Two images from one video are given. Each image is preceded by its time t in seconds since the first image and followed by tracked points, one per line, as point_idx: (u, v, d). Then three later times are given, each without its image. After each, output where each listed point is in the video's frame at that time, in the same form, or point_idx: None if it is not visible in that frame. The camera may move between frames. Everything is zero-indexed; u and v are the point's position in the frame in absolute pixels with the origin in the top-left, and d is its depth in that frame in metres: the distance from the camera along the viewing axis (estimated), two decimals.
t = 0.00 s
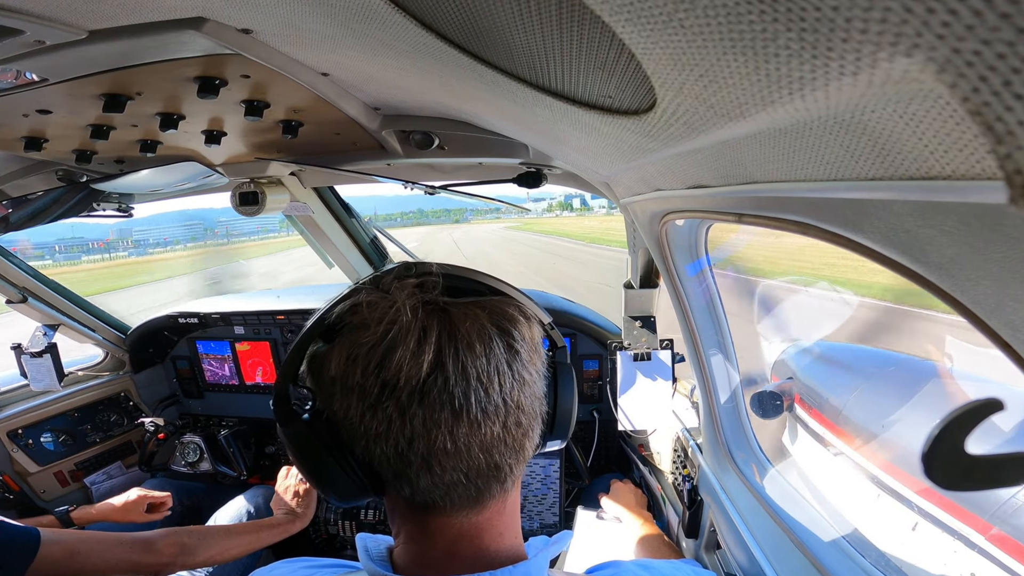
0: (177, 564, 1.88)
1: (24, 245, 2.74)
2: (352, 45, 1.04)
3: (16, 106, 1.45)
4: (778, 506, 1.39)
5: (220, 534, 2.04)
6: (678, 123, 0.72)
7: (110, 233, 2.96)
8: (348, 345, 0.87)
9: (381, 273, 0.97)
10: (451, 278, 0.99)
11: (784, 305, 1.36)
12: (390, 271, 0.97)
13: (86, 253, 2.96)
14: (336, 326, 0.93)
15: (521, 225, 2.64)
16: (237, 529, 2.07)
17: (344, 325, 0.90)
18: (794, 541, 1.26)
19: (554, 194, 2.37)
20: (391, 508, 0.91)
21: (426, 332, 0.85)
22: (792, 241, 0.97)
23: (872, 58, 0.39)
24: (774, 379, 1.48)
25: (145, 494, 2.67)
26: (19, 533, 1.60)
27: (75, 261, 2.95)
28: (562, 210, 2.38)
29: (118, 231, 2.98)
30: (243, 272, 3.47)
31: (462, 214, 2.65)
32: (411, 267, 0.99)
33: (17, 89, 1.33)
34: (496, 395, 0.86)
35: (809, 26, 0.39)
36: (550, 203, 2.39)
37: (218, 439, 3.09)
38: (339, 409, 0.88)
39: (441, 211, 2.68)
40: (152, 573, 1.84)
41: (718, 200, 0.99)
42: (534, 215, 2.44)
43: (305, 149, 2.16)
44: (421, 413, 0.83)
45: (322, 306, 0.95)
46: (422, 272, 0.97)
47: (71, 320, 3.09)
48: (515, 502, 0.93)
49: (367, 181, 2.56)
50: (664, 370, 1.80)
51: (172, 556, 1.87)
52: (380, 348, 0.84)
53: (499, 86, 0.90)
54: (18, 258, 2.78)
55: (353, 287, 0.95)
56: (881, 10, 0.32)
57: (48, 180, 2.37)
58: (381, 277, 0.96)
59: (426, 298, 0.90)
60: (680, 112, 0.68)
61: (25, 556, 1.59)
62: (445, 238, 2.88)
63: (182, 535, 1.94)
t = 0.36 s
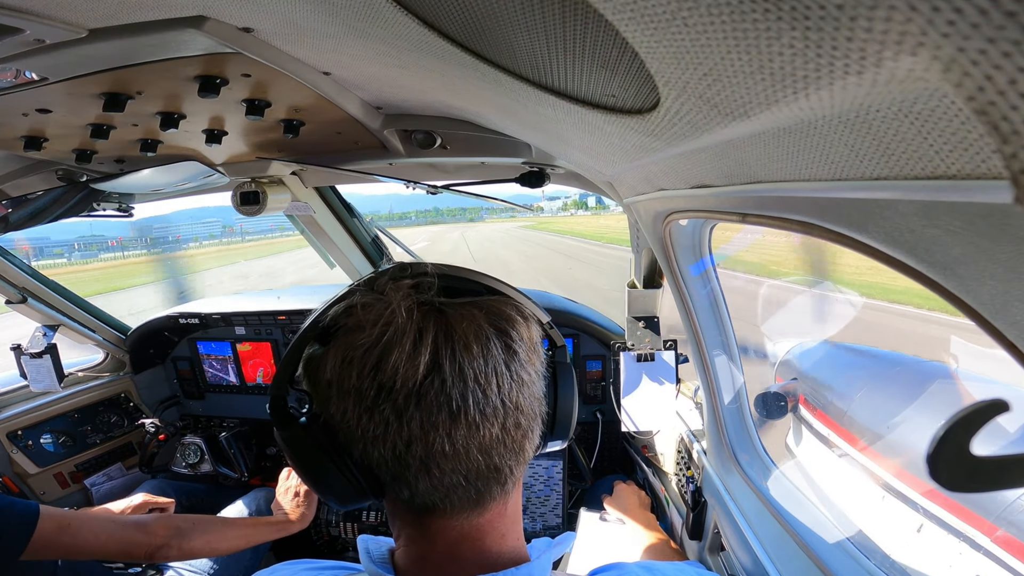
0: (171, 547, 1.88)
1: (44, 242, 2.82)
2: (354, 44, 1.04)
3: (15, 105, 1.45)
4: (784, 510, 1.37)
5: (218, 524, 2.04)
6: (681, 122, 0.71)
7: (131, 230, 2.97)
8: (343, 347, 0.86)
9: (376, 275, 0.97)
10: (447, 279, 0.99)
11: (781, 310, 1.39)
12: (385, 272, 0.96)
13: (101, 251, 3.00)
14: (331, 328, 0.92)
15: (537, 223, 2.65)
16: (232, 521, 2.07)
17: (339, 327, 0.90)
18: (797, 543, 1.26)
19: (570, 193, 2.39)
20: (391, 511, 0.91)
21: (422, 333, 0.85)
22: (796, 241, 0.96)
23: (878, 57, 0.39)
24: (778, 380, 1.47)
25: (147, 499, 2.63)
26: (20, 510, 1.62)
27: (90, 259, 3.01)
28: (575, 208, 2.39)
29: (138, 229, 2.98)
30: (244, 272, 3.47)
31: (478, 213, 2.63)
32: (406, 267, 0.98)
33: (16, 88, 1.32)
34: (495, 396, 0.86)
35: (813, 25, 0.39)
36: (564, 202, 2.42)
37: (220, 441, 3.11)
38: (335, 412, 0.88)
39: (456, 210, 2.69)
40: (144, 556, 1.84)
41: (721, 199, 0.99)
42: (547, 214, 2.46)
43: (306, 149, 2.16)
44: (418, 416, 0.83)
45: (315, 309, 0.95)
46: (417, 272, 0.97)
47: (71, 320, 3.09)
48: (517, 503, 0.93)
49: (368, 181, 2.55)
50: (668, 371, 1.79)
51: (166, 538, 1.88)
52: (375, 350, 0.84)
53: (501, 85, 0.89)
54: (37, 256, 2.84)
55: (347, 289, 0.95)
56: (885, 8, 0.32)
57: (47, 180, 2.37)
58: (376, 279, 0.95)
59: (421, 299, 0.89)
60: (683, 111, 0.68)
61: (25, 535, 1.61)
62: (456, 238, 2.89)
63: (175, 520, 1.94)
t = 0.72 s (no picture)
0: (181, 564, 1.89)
1: (64, 239, 2.88)
2: (356, 43, 1.04)
3: (15, 104, 1.45)
4: (789, 512, 1.37)
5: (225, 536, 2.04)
6: (684, 121, 0.71)
7: (152, 228, 3.10)
8: (345, 348, 0.86)
9: (378, 275, 0.96)
10: (450, 279, 0.98)
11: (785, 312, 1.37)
12: (388, 273, 0.96)
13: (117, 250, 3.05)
14: (333, 329, 0.92)
15: (551, 222, 2.62)
16: (241, 532, 2.08)
17: (341, 328, 0.89)
18: (801, 544, 1.26)
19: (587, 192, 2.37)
20: (393, 512, 0.91)
21: (425, 334, 0.85)
22: (800, 240, 0.96)
23: (883, 56, 0.38)
24: (783, 380, 1.47)
25: (150, 500, 2.64)
26: (21, 537, 1.60)
27: (105, 258, 3.06)
28: (591, 207, 2.32)
29: (159, 227, 3.13)
30: (244, 272, 3.48)
31: (492, 212, 2.59)
32: (409, 268, 0.98)
33: (16, 87, 1.32)
34: (498, 399, 0.85)
35: (817, 23, 0.39)
36: (580, 199, 2.38)
37: (221, 442, 3.10)
38: (337, 413, 0.88)
39: (471, 209, 2.62)
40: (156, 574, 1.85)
41: (725, 199, 0.99)
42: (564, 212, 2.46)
43: (308, 148, 2.15)
44: (420, 418, 0.82)
45: (318, 309, 0.94)
46: (420, 272, 0.96)
47: (71, 320, 3.08)
48: (520, 505, 0.92)
49: (369, 181, 2.55)
50: (672, 372, 1.79)
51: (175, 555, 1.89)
52: (377, 352, 0.83)
53: (504, 84, 0.89)
54: (55, 253, 2.88)
55: (349, 290, 0.94)
56: (890, 8, 0.32)
57: (47, 179, 2.37)
58: (379, 279, 0.95)
59: (423, 300, 0.89)
60: (687, 110, 0.68)
61: (27, 559, 1.59)
62: (469, 239, 2.88)
63: (184, 536, 1.95)
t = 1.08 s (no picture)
0: (181, 567, 1.89)
1: (84, 238, 2.91)
2: (357, 41, 1.03)
3: (15, 103, 1.44)
4: (792, 512, 1.38)
5: (222, 538, 2.06)
6: (689, 120, 0.71)
7: (172, 226, 3.15)
8: (350, 350, 0.86)
9: (383, 276, 0.96)
10: (456, 280, 0.98)
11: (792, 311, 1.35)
12: (393, 273, 0.95)
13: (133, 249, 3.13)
14: (337, 330, 0.91)
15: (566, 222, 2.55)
16: (242, 536, 2.09)
17: (345, 329, 0.89)
18: (807, 546, 1.26)
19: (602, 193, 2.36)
20: (397, 515, 0.90)
21: (430, 337, 0.84)
22: (805, 240, 0.96)
23: (887, 54, 0.38)
24: (788, 381, 1.45)
25: (150, 500, 2.62)
26: (21, 538, 1.58)
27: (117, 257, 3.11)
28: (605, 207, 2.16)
29: (178, 224, 3.16)
30: (245, 271, 3.48)
31: (506, 211, 2.57)
32: (414, 268, 0.97)
33: (16, 87, 1.31)
34: (504, 401, 0.85)
35: (822, 22, 0.38)
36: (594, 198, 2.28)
37: (222, 443, 3.09)
38: (341, 416, 0.87)
39: (486, 207, 2.61)
40: None
41: (729, 198, 0.98)
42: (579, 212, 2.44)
43: (309, 147, 2.15)
44: (425, 421, 0.82)
45: (322, 310, 0.93)
46: (425, 273, 0.96)
47: (71, 320, 3.07)
48: (525, 508, 0.92)
49: (371, 180, 2.55)
50: (675, 373, 1.79)
51: (176, 559, 1.89)
52: (383, 354, 0.83)
53: (506, 82, 0.88)
54: (73, 253, 2.91)
55: (353, 290, 0.94)
56: (895, 7, 0.32)
57: (47, 179, 2.36)
58: (384, 280, 0.94)
59: (429, 302, 0.89)
60: (691, 109, 0.67)
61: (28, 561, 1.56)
62: (480, 238, 2.83)
63: (185, 540, 1.95)
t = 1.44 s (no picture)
0: (180, 570, 1.89)
1: (101, 236, 2.95)
2: (359, 40, 1.03)
3: (15, 102, 1.44)
4: (798, 514, 1.38)
5: (223, 540, 2.05)
6: (693, 119, 0.70)
7: (192, 223, 3.12)
8: (352, 350, 0.85)
9: (386, 276, 0.95)
10: (459, 280, 0.97)
11: (799, 312, 1.36)
12: (396, 273, 0.95)
13: (155, 247, 3.12)
14: (339, 330, 0.91)
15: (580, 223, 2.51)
16: (238, 538, 2.08)
17: (347, 329, 0.89)
18: (812, 548, 1.26)
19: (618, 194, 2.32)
20: (399, 516, 0.90)
21: (433, 337, 0.84)
22: (809, 240, 0.95)
23: (892, 54, 0.38)
24: (792, 382, 1.46)
25: (144, 493, 2.64)
26: (20, 540, 1.57)
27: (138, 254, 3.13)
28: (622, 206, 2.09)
29: (198, 222, 3.13)
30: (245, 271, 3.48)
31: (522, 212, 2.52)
32: (417, 268, 0.97)
33: (16, 85, 1.31)
34: (506, 402, 0.84)
35: (826, 21, 0.38)
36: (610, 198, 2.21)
37: (222, 444, 3.09)
38: (343, 416, 0.87)
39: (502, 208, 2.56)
40: None
41: (734, 198, 0.98)
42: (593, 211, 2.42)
43: (310, 146, 2.15)
44: (427, 421, 0.82)
45: (324, 310, 0.93)
46: (428, 273, 0.96)
47: (71, 320, 3.06)
48: (528, 509, 0.91)
49: (373, 180, 2.55)
50: (679, 374, 1.79)
51: (176, 562, 1.88)
52: (385, 354, 0.83)
53: (508, 81, 0.88)
54: (91, 252, 2.97)
55: (355, 290, 0.93)
56: (900, 6, 0.32)
57: (47, 179, 2.36)
58: (386, 280, 0.94)
59: (431, 302, 0.88)
60: (695, 109, 0.67)
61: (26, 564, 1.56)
62: (492, 238, 2.82)
63: (185, 542, 1.94)
